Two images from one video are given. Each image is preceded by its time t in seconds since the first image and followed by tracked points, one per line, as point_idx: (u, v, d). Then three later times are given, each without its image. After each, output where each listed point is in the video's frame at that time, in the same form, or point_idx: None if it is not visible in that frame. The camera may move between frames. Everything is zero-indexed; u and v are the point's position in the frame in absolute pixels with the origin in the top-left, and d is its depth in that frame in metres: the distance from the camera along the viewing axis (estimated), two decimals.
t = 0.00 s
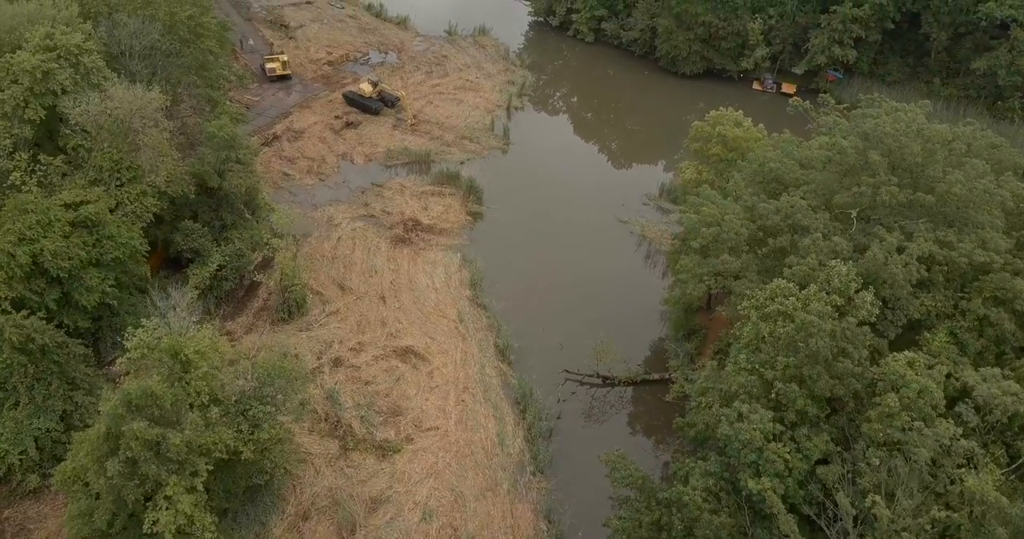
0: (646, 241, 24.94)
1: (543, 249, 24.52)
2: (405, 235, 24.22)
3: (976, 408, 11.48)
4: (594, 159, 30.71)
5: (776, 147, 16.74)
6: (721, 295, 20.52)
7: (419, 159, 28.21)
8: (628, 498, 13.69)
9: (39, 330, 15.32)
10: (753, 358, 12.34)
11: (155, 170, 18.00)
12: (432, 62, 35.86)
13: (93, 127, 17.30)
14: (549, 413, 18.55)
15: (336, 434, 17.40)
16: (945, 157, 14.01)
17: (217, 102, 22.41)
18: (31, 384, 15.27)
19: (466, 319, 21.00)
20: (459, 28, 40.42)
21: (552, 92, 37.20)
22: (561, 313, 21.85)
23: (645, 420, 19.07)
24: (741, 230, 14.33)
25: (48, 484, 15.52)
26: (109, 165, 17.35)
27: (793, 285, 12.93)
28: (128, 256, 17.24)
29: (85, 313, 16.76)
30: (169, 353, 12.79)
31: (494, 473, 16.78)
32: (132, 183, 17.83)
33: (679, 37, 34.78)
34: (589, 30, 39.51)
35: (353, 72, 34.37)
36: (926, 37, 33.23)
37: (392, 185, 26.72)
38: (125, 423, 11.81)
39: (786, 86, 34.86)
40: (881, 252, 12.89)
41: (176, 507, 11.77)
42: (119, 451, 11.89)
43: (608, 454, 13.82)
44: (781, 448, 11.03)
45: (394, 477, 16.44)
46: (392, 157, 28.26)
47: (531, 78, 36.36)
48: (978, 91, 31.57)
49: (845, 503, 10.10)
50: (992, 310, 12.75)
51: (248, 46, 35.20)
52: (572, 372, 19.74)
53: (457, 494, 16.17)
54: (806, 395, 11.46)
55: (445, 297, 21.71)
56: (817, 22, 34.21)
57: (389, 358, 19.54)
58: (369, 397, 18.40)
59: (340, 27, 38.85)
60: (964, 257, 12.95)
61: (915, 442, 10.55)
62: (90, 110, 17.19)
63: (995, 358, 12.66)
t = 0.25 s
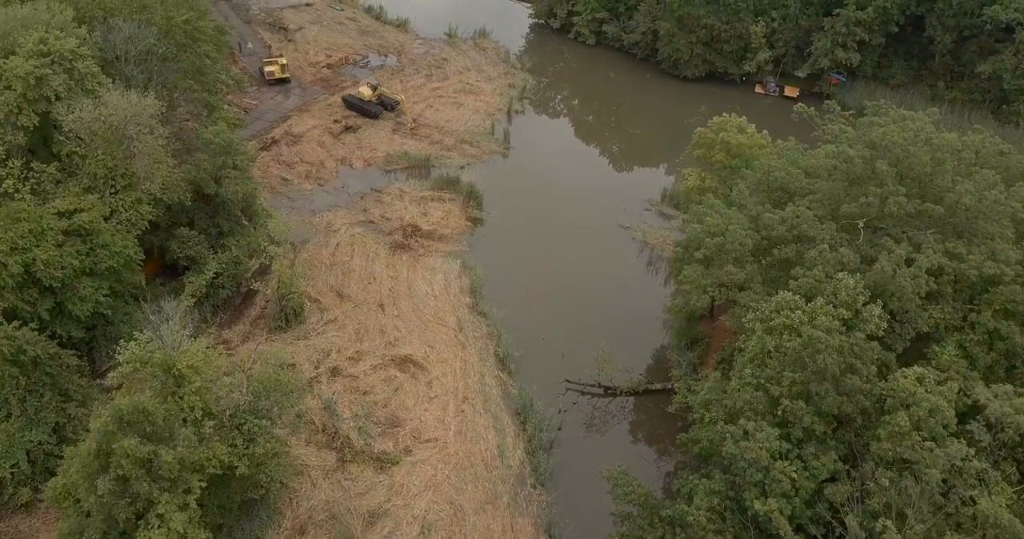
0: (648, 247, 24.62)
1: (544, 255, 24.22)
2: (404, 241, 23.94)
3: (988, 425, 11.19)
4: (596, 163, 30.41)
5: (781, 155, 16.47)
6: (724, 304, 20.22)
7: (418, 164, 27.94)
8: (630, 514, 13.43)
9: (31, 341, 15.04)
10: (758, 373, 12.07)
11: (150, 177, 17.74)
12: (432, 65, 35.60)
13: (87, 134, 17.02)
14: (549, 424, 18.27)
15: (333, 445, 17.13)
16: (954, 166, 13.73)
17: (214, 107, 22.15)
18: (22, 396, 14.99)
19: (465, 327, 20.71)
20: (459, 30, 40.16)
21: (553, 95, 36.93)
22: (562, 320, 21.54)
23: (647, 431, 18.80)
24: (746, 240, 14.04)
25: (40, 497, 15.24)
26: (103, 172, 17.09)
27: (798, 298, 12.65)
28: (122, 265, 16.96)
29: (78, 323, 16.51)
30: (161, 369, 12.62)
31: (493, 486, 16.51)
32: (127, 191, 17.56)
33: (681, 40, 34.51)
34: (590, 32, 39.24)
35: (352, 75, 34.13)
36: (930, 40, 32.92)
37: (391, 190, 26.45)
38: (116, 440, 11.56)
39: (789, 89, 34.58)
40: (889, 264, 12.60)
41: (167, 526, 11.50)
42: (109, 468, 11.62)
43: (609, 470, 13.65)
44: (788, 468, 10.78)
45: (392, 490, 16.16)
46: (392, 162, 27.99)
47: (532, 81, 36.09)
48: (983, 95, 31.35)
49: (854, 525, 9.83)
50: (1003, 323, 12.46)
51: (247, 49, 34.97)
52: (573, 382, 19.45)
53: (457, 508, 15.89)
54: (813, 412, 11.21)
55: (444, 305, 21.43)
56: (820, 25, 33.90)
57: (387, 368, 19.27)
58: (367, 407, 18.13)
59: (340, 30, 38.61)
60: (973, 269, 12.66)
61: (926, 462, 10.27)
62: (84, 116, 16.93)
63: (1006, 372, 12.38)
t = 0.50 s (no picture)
0: (651, 254, 24.36)
1: (544, 262, 23.98)
2: (404, 248, 23.66)
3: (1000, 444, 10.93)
4: (597, 168, 30.14)
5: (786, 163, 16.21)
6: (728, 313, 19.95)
7: (418, 168, 27.68)
8: (632, 530, 13.17)
9: (23, 353, 14.76)
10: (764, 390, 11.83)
11: (146, 184, 17.49)
12: (433, 68, 35.34)
13: (80, 141, 16.77)
14: (550, 435, 18.01)
15: (331, 457, 16.86)
16: (963, 176, 13.46)
17: (211, 112, 21.90)
18: (14, 408, 14.70)
19: (465, 336, 20.43)
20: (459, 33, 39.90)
21: (554, 98, 36.67)
22: (562, 328, 21.29)
23: (649, 442, 18.55)
24: (751, 251, 13.75)
25: (32, 512, 14.95)
26: (97, 180, 16.87)
27: (805, 311, 12.38)
28: (117, 274, 16.73)
29: (72, 333, 16.28)
30: (155, 384, 12.46)
31: (493, 499, 16.24)
32: (122, 199, 17.33)
33: (683, 43, 34.24)
34: (592, 35, 38.96)
35: (352, 78, 33.87)
36: (934, 43, 32.63)
37: (391, 196, 26.20)
38: (107, 458, 11.34)
39: (791, 93, 34.33)
40: (898, 277, 12.31)
41: None
42: (100, 486, 11.38)
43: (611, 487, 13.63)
44: (795, 488, 10.55)
45: (391, 504, 15.89)
46: (391, 166, 27.73)
47: (533, 84, 35.83)
48: (988, 98, 31.06)
49: None
50: (1014, 337, 12.19)
51: (246, 52, 34.74)
52: (574, 391, 19.18)
53: (456, 522, 15.62)
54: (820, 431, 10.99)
55: (444, 313, 21.15)
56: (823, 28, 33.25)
57: (386, 377, 19.00)
58: (365, 418, 17.86)
59: (340, 32, 38.36)
60: (984, 282, 12.37)
61: (937, 484, 10.00)
62: (78, 123, 16.68)
63: (1017, 387, 12.12)
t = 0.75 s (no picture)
0: (652, 260, 24.10)
1: (545, 268, 23.69)
2: (403, 254, 23.39)
3: (1012, 463, 10.69)
4: (598, 172, 29.87)
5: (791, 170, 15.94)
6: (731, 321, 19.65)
7: (418, 173, 27.43)
8: None
9: (14, 366, 14.50)
10: (770, 406, 11.58)
11: (141, 192, 17.23)
12: (433, 71, 35.08)
13: (74, 148, 16.49)
14: (551, 446, 17.75)
15: (328, 469, 16.58)
16: (973, 186, 13.18)
17: (208, 117, 21.65)
18: (5, 421, 14.42)
19: (465, 345, 20.14)
20: (459, 35, 39.64)
21: (555, 101, 36.41)
22: (563, 336, 21.00)
23: (652, 452, 18.31)
24: (756, 262, 13.46)
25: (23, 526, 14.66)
26: (91, 188, 16.59)
27: (811, 325, 12.11)
28: (110, 283, 16.45)
29: (65, 344, 16.01)
30: (147, 400, 12.16)
31: (493, 512, 15.97)
32: (116, 207, 17.05)
33: (685, 46, 33.97)
34: (593, 38, 38.69)
35: (351, 81, 33.62)
36: (939, 46, 32.33)
37: (390, 201, 25.94)
38: (97, 478, 11.12)
39: (794, 96, 34.07)
40: (906, 290, 12.04)
41: None
42: (90, 505, 11.14)
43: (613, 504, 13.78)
44: (802, 509, 10.34)
45: (389, 517, 15.62)
46: (391, 171, 27.48)
47: (534, 87, 35.56)
48: (992, 102, 30.78)
49: None
50: None
51: (244, 55, 34.50)
52: (576, 402, 18.91)
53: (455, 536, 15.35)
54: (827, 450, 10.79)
55: (443, 321, 20.88)
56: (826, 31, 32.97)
57: (384, 387, 18.73)
58: (363, 429, 17.59)
59: (339, 35, 38.12)
60: (994, 295, 12.09)
61: (949, 506, 9.74)
62: (71, 130, 16.42)
63: None
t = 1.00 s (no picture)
0: (654, 266, 23.83)
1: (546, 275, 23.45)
2: (402, 261, 23.12)
3: None
4: (599, 176, 29.60)
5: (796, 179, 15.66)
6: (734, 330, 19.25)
7: (417, 179, 27.17)
8: None
9: (5, 379, 14.23)
10: (776, 424, 11.35)
11: (135, 200, 16.96)
12: (432, 74, 34.81)
13: (67, 156, 16.23)
14: (552, 459, 17.47)
15: (325, 482, 16.31)
16: (982, 197, 12.89)
17: (205, 123, 21.40)
18: None
19: (464, 354, 19.86)
20: (459, 38, 39.36)
21: (556, 104, 36.16)
22: (564, 345, 20.74)
23: (654, 464, 18.06)
24: (760, 274, 13.15)
25: None
26: (84, 196, 16.34)
27: (817, 340, 11.83)
28: (104, 294, 16.18)
29: (57, 355, 15.75)
30: (138, 417, 11.92)
31: (493, 526, 15.72)
32: (110, 215, 16.80)
33: (687, 49, 33.70)
34: (594, 40, 38.42)
35: (350, 85, 33.36)
36: (943, 49, 32.04)
37: (389, 206, 25.68)
38: (86, 497, 10.88)
39: (797, 100, 33.79)
40: (916, 304, 11.73)
41: None
42: (79, 526, 10.89)
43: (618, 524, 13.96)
44: (809, 530, 10.26)
45: (386, 532, 15.35)
46: (390, 176, 27.22)
47: (534, 90, 35.30)
48: (997, 106, 30.49)
49: None
50: None
51: (243, 58, 34.26)
52: (576, 413, 18.63)
53: None
54: (835, 469, 10.74)
55: (442, 330, 20.61)
56: (829, 34, 32.83)
57: (382, 398, 18.47)
58: (361, 441, 17.32)
59: (338, 37, 37.85)
60: (1006, 309, 11.79)
61: (961, 529, 9.57)
62: (64, 138, 16.16)
63: None
